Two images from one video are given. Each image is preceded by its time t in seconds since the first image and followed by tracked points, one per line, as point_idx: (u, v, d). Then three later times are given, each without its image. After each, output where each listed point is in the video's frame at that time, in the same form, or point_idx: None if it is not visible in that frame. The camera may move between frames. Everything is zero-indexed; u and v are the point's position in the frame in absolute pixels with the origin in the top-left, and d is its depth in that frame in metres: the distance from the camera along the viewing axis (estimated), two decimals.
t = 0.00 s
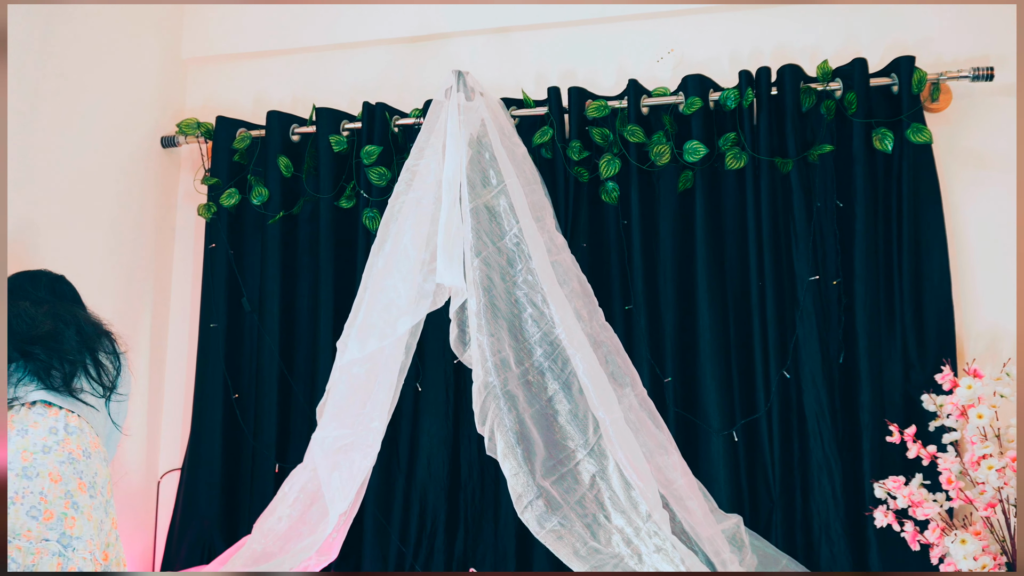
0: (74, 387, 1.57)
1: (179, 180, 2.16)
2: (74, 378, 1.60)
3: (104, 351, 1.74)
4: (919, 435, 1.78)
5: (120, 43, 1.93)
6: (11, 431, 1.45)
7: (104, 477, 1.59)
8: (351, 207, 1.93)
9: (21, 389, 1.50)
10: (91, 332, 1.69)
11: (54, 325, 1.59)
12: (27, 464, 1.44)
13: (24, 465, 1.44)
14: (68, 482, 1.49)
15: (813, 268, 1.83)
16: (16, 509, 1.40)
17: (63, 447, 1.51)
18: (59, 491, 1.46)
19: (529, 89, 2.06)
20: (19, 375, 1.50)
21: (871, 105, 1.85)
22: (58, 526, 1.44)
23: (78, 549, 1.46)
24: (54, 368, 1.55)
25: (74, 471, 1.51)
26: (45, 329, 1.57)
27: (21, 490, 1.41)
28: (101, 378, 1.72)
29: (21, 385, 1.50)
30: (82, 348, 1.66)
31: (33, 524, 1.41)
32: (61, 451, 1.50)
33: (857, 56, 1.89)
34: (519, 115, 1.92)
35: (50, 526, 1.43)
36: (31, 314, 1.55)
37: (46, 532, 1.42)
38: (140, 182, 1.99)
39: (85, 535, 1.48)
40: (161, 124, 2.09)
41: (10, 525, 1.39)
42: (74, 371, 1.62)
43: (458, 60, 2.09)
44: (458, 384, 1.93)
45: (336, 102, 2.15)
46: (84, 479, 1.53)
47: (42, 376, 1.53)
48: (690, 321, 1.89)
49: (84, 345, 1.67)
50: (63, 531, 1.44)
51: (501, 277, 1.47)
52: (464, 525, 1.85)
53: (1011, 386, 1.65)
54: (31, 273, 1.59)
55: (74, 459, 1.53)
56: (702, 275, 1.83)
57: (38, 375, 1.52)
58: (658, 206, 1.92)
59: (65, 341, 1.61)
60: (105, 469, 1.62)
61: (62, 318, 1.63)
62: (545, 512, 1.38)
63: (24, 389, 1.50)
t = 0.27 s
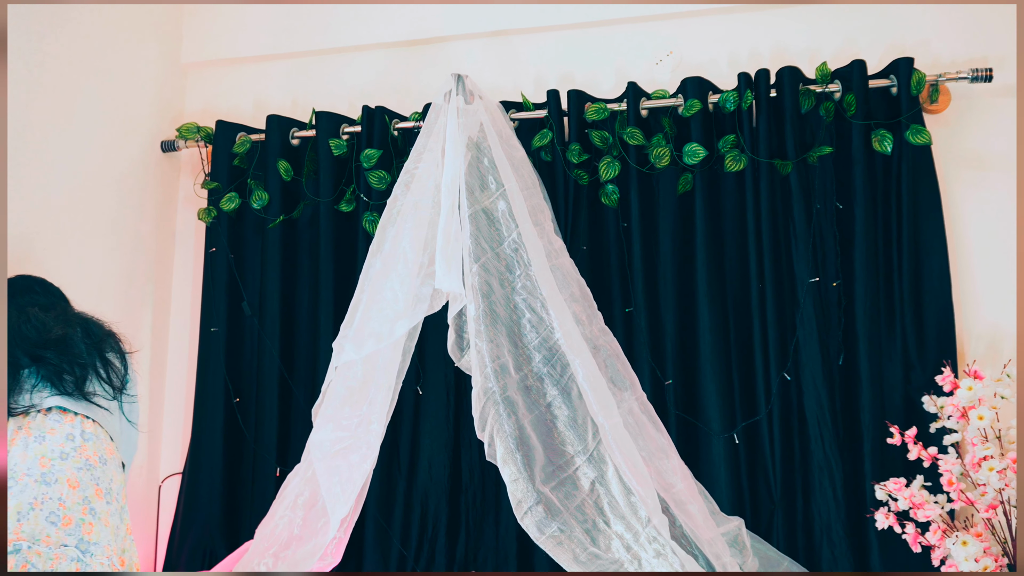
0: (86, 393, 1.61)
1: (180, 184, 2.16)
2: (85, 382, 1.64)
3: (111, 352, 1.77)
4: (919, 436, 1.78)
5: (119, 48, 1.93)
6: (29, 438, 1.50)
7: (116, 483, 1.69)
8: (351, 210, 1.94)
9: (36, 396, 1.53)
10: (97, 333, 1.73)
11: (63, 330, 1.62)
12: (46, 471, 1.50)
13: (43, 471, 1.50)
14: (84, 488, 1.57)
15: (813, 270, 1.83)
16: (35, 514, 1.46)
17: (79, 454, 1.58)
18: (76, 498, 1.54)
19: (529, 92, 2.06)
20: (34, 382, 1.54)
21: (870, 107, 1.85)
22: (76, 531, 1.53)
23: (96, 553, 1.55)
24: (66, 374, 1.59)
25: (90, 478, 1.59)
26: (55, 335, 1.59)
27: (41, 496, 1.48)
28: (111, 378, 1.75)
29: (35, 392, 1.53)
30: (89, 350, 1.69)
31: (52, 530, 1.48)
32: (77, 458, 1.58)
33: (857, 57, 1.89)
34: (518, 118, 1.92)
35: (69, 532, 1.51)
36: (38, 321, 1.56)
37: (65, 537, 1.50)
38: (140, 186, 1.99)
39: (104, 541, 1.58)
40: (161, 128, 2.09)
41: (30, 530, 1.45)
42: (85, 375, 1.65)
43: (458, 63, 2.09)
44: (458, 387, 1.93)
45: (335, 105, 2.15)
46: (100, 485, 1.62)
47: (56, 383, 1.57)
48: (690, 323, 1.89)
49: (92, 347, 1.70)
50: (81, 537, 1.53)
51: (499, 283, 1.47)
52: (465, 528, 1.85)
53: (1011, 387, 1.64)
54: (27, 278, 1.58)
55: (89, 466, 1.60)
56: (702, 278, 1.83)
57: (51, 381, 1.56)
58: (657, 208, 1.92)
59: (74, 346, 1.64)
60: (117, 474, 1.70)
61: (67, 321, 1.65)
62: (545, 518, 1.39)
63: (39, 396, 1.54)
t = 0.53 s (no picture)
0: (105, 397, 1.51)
1: (184, 186, 2.16)
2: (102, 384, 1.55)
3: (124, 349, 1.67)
4: (923, 440, 1.78)
5: (123, 51, 1.93)
6: (48, 442, 1.44)
7: (137, 487, 1.57)
8: (354, 213, 1.93)
9: (55, 398, 1.46)
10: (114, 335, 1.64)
11: (80, 332, 1.56)
12: (67, 475, 1.43)
13: (64, 475, 1.43)
14: (106, 491, 1.47)
15: (816, 273, 1.83)
16: (58, 518, 1.40)
17: (101, 457, 1.49)
18: (99, 501, 1.46)
19: (532, 95, 2.06)
20: (53, 385, 1.47)
21: (874, 111, 1.85)
22: (98, 535, 1.43)
23: (117, 557, 1.45)
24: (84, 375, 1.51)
25: (111, 481, 1.49)
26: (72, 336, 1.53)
27: (63, 499, 1.41)
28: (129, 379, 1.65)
29: (55, 395, 1.47)
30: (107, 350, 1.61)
31: (74, 534, 1.41)
32: (99, 461, 1.48)
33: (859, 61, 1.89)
34: (521, 121, 1.92)
35: (90, 535, 1.42)
36: (52, 324, 1.50)
37: (86, 541, 1.41)
38: (144, 189, 2.00)
39: (124, 544, 1.47)
40: (164, 130, 2.09)
41: (51, 534, 1.39)
42: (102, 375, 1.56)
43: (461, 66, 2.09)
44: (461, 390, 1.93)
45: (339, 108, 2.15)
46: (121, 489, 1.51)
47: (75, 385, 1.49)
48: (694, 326, 1.89)
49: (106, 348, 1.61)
50: (102, 540, 1.43)
51: (503, 286, 1.48)
52: (468, 530, 1.85)
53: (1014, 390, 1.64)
54: (31, 282, 1.56)
55: (112, 469, 1.51)
56: (706, 281, 1.83)
57: (69, 384, 1.48)
58: (661, 211, 1.92)
59: (90, 349, 1.57)
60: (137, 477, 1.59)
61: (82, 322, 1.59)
62: (548, 521, 1.39)
63: (58, 399, 1.47)
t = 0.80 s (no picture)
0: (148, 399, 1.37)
1: (199, 186, 2.17)
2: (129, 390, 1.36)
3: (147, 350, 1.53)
4: (939, 439, 1.77)
5: (138, 52, 1.94)
6: (80, 442, 1.28)
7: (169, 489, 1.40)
8: (368, 212, 1.93)
9: (87, 400, 1.30)
10: (140, 346, 1.44)
11: (112, 338, 1.40)
12: (99, 475, 1.27)
13: (97, 476, 1.26)
14: (138, 492, 1.30)
15: (831, 272, 1.82)
16: (92, 518, 1.24)
17: (131, 459, 1.32)
18: (131, 501, 1.29)
19: (546, 94, 2.06)
20: (84, 386, 1.31)
21: (888, 109, 1.84)
22: (130, 535, 1.27)
23: (149, 558, 1.28)
24: (112, 378, 1.34)
25: (143, 483, 1.32)
26: (104, 340, 1.38)
27: (96, 500, 1.25)
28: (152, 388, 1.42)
29: (86, 397, 1.30)
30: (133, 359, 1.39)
31: (107, 534, 1.24)
32: (130, 462, 1.31)
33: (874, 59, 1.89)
34: (535, 120, 1.92)
35: (123, 536, 1.26)
36: (72, 330, 1.35)
37: (118, 542, 1.25)
38: (159, 188, 2.00)
39: (154, 545, 1.30)
40: (179, 130, 2.10)
41: (85, 533, 1.23)
42: (131, 382, 1.37)
43: (474, 66, 2.10)
44: (476, 389, 1.93)
45: (352, 108, 2.16)
46: (152, 490, 1.34)
47: (105, 386, 1.32)
48: (708, 324, 1.88)
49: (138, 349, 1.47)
50: (136, 541, 1.27)
51: (517, 285, 1.48)
52: (483, 529, 1.85)
53: None
54: (41, 283, 1.44)
55: (142, 470, 1.33)
56: (721, 280, 1.82)
57: (101, 385, 1.32)
58: (675, 210, 1.91)
59: (116, 355, 1.37)
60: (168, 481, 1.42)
61: (96, 332, 1.39)
62: (563, 520, 1.38)
63: (89, 401, 1.30)
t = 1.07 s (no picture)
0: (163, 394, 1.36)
1: (209, 181, 2.18)
2: (145, 386, 1.36)
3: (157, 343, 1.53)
4: (950, 436, 1.77)
5: (149, 48, 1.94)
6: (99, 437, 1.27)
7: (184, 484, 1.40)
8: (379, 207, 1.93)
9: (105, 395, 1.30)
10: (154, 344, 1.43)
11: (126, 336, 1.38)
12: (120, 469, 1.26)
13: (118, 469, 1.25)
14: (158, 486, 1.30)
15: (842, 268, 1.82)
16: (114, 511, 1.23)
17: (151, 453, 1.32)
18: (151, 495, 1.29)
19: (556, 90, 2.06)
20: (101, 383, 1.30)
21: (900, 105, 1.84)
22: (151, 528, 1.27)
23: (170, 550, 1.28)
24: (129, 374, 1.32)
25: (162, 476, 1.32)
26: (118, 336, 1.36)
27: (118, 492, 1.24)
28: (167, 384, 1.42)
29: (104, 392, 1.30)
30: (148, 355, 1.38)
31: (128, 527, 1.24)
32: (149, 457, 1.31)
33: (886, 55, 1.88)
34: (546, 115, 1.92)
35: (144, 529, 1.25)
36: (85, 328, 1.33)
37: (140, 535, 1.25)
38: (170, 184, 2.01)
39: (173, 538, 1.30)
40: (190, 126, 2.11)
41: (108, 526, 1.22)
42: (147, 378, 1.36)
43: (484, 62, 2.09)
44: (485, 385, 1.93)
45: (362, 104, 2.16)
46: (170, 484, 1.34)
47: (122, 382, 1.32)
48: (718, 320, 1.88)
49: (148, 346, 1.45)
50: (155, 534, 1.27)
51: (527, 281, 1.48)
52: (492, 525, 1.85)
53: None
54: (46, 281, 1.41)
55: (161, 464, 1.33)
56: (731, 276, 1.82)
57: (118, 380, 1.31)
58: (685, 206, 1.91)
59: (133, 351, 1.36)
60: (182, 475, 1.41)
61: (110, 328, 1.37)
62: (573, 514, 1.38)
63: (107, 396, 1.30)
